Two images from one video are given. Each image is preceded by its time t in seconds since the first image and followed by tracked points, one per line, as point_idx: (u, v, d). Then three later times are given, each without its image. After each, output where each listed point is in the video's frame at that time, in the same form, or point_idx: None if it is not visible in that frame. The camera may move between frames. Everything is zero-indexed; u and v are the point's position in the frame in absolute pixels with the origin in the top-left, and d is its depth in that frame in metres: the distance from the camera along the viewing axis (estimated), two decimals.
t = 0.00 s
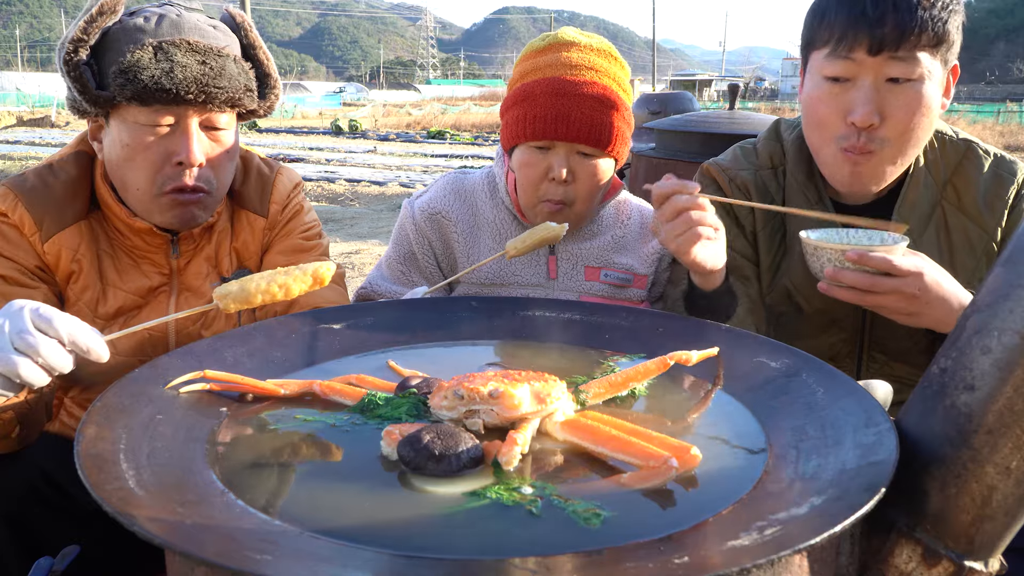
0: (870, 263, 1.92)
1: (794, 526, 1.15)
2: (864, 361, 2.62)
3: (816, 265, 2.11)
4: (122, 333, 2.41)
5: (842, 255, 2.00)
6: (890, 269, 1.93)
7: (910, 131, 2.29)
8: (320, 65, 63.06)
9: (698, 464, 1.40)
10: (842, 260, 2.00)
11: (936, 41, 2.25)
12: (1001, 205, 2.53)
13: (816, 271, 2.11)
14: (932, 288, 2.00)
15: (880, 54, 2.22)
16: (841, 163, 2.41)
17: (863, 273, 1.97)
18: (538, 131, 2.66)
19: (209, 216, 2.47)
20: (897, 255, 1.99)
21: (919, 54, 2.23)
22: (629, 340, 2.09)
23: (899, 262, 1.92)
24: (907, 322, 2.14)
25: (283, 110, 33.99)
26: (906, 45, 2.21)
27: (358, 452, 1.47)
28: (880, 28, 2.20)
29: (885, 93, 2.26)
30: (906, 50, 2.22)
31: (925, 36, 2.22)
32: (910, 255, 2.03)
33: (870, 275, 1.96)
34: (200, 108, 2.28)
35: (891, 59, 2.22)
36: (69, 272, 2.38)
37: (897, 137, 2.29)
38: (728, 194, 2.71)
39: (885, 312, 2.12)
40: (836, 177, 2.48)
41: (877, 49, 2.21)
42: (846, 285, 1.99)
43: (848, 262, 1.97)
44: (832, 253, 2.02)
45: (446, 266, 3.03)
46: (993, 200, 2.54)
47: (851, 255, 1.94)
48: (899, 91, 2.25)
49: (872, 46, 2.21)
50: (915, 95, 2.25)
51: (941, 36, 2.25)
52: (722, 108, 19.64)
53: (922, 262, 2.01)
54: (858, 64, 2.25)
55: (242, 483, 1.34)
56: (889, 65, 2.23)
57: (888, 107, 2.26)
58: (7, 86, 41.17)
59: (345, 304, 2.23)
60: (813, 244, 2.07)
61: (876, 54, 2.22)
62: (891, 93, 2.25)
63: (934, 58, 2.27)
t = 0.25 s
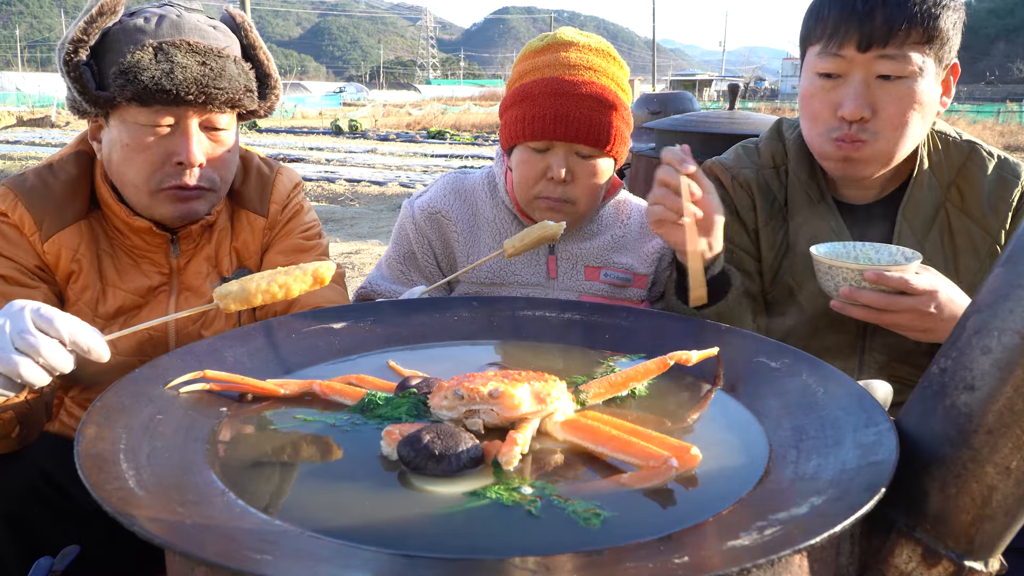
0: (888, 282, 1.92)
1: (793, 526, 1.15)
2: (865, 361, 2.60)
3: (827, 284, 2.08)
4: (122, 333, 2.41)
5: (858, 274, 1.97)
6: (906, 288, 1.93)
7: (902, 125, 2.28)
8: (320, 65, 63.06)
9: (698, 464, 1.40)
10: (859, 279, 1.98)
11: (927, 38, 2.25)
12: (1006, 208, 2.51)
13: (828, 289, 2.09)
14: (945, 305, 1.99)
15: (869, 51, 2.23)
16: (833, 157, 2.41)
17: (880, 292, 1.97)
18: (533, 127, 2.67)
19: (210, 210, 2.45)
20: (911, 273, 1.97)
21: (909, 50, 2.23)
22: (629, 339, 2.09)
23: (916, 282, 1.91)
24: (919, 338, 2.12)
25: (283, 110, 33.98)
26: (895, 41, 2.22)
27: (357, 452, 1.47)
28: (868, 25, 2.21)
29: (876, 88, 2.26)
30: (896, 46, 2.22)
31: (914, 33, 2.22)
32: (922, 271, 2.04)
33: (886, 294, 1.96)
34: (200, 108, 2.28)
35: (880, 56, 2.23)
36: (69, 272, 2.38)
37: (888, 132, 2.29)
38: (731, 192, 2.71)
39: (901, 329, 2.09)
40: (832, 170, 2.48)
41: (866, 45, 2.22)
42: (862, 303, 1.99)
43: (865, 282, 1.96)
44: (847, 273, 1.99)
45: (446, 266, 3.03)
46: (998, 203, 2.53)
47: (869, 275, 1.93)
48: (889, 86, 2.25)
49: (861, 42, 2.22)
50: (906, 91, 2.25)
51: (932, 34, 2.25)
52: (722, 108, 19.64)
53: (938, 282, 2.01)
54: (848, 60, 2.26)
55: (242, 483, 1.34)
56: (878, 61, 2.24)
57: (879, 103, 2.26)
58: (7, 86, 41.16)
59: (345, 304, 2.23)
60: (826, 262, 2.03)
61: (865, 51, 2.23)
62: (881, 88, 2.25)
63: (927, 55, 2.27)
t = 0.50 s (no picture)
0: (903, 290, 1.91)
1: (794, 526, 1.15)
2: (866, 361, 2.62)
3: (840, 290, 2.08)
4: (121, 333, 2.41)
5: (873, 281, 1.96)
6: (921, 297, 1.92)
7: (904, 121, 2.29)
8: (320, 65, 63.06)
9: (698, 464, 1.40)
10: (873, 286, 1.97)
11: (931, 34, 2.24)
12: (1012, 211, 2.52)
13: (840, 295, 2.09)
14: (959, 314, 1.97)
15: (872, 44, 2.24)
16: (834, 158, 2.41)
17: (893, 299, 1.96)
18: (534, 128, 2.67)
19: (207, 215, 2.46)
20: (926, 279, 1.96)
21: (912, 44, 2.23)
22: (629, 339, 2.08)
23: (931, 290, 1.90)
24: (930, 344, 2.12)
25: (283, 110, 33.98)
26: (898, 34, 2.22)
27: (357, 452, 1.47)
28: (872, 16, 2.21)
29: (877, 83, 2.26)
30: (898, 40, 2.23)
31: (917, 26, 2.22)
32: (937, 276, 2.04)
33: (900, 301, 1.95)
34: (200, 108, 2.28)
35: (883, 50, 2.23)
36: (69, 272, 2.38)
37: (887, 128, 2.29)
38: (740, 175, 2.69)
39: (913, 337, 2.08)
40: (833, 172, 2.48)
41: (869, 37, 2.22)
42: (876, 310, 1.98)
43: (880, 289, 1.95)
44: (862, 280, 1.98)
45: (446, 266, 3.03)
46: (1004, 206, 2.53)
47: (885, 282, 1.92)
48: (890, 82, 2.25)
49: (864, 34, 2.22)
50: (908, 87, 2.25)
51: (936, 28, 2.24)
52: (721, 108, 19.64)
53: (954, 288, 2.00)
54: (851, 53, 2.27)
55: (242, 483, 1.34)
56: (881, 55, 2.24)
57: (879, 97, 2.26)
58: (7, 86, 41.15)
59: (345, 304, 2.23)
60: (840, 269, 2.02)
61: (868, 43, 2.23)
62: (883, 83, 2.26)
63: (930, 52, 2.26)
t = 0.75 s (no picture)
0: (910, 288, 1.90)
1: (794, 526, 1.15)
2: (867, 361, 2.61)
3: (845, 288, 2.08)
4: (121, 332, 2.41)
5: (880, 279, 1.96)
6: (928, 295, 1.91)
7: (913, 117, 2.29)
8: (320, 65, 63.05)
9: (698, 464, 1.40)
10: (880, 284, 1.97)
11: (941, 32, 2.24)
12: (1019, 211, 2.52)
13: (845, 293, 2.08)
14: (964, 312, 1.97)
15: (882, 42, 2.23)
16: (841, 146, 2.41)
17: (900, 297, 1.95)
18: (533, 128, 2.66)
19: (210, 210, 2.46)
20: (932, 278, 1.96)
21: (922, 42, 2.23)
22: (629, 339, 2.08)
23: (937, 289, 1.90)
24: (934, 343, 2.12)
25: (283, 110, 33.98)
26: (908, 33, 2.22)
27: (357, 452, 1.48)
28: (883, 14, 2.20)
29: (886, 80, 2.27)
30: (908, 38, 2.22)
31: (927, 25, 2.21)
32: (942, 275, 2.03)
33: (907, 300, 1.94)
34: (200, 108, 2.28)
35: (893, 47, 2.23)
36: (68, 271, 2.37)
37: (898, 123, 2.30)
38: (753, 158, 2.67)
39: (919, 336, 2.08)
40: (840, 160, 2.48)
41: (879, 35, 2.22)
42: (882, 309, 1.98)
43: (886, 288, 1.95)
44: (868, 278, 1.98)
45: (445, 267, 3.04)
46: (1011, 206, 2.54)
47: (891, 280, 1.92)
48: (900, 79, 2.26)
49: (874, 33, 2.22)
50: (916, 84, 2.26)
51: (947, 27, 2.24)
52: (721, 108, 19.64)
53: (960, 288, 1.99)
54: (860, 50, 2.27)
55: (242, 483, 1.33)
56: (891, 52, 2.24)
57: (888, 93, 2.27)
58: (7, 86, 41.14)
59: (345, 304, 2.23)
60: (846, 267, 2.01)
61: (878, 41, 2.23)
62: (892, 80, 2.26)
63: (939, 49, 2.26)
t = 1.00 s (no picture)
0: (916, 286, 1.90)
1: (794, 526, 1.15)
2: (868, 361, 2.63)
3: (851, 285, 2.07)
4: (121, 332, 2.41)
5: (887, 276, 1.96)
6: (934, 294, 1.91)
7: (922, 115, 2.30)
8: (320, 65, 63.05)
9: (698, 464, 1.40)
10: (887, 281, 1.97)
11: (953, 30, 2.24)
12: None
13: (851, 290, 2.09)
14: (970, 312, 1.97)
15: (894, 39, 2.22)
16: (848, 146, 2.43)
17: (907, 296, 1.96)
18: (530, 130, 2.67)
19: (207, 220, 2.47)
20: (939, 276, 1.96)
21: (933, 40, 2.23)
22: (629, 339, 2.08)
23: (943, 287, 1.90)
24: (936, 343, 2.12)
25: (283, 110, 33.98)
26: (919, 30, 2.21)
27: (357, 452, 1.47)
28: (895, 12, 2.19)
29: (898, 77, 2.27)
30: (919, 35, 2.22)
31: (939, 22, 2.21)
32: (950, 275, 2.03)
33: (914, 299, 1.94)
34: (201, 108, 2.28)
35: (904, 45, 2.23)
36: (68, 271, 2.37)
37: (908, 120, 2.30)
38: (763, 151, 2.66)
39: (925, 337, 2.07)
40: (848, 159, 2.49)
41: (890, 32, 2.21)
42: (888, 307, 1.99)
43: (893, 286, 1.95)
44: (875, 275, 1.98)
45: (444, 266, 3.04)
46: (1017, 208, 2.54)
47: (899, 278, 1.92)
48: (911, 76, 2.26)
49: (886, 30, 2.21)
50: (927, 81, 2.26)
51: (958, 26, 2.24)
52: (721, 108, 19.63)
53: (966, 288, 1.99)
54: (872, 48, 2.26)
55: (242, 483, 1.33)
56: (902, 49, 2.23)
57: (899, 90, 2.27)
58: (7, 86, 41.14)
59: (345, 304, 2.23)
60: (853, 263, 2.02)
61: (890, 38, 2.22)
62: (903, 77, 2.26)
63: (950, 47, 2.26)
